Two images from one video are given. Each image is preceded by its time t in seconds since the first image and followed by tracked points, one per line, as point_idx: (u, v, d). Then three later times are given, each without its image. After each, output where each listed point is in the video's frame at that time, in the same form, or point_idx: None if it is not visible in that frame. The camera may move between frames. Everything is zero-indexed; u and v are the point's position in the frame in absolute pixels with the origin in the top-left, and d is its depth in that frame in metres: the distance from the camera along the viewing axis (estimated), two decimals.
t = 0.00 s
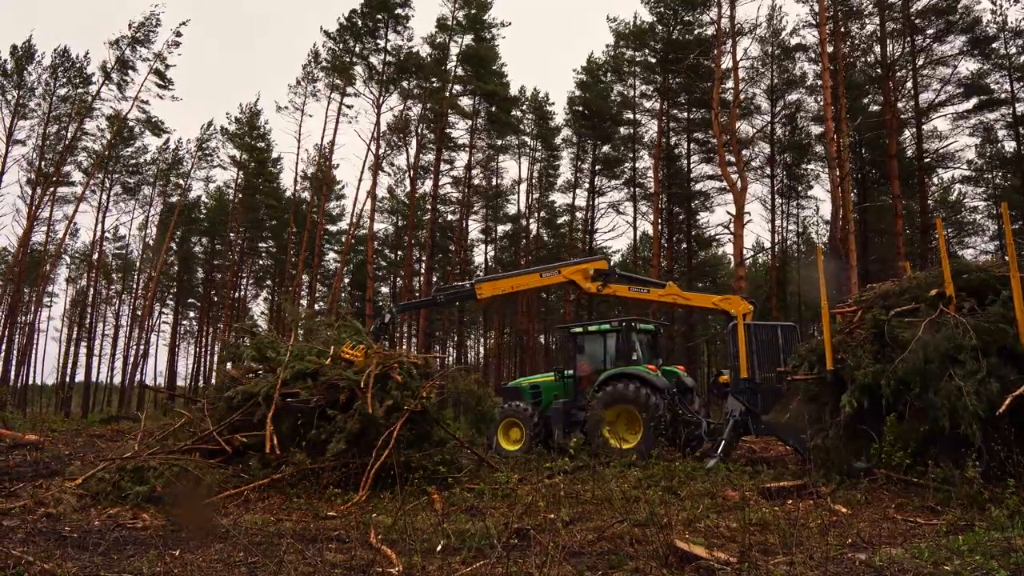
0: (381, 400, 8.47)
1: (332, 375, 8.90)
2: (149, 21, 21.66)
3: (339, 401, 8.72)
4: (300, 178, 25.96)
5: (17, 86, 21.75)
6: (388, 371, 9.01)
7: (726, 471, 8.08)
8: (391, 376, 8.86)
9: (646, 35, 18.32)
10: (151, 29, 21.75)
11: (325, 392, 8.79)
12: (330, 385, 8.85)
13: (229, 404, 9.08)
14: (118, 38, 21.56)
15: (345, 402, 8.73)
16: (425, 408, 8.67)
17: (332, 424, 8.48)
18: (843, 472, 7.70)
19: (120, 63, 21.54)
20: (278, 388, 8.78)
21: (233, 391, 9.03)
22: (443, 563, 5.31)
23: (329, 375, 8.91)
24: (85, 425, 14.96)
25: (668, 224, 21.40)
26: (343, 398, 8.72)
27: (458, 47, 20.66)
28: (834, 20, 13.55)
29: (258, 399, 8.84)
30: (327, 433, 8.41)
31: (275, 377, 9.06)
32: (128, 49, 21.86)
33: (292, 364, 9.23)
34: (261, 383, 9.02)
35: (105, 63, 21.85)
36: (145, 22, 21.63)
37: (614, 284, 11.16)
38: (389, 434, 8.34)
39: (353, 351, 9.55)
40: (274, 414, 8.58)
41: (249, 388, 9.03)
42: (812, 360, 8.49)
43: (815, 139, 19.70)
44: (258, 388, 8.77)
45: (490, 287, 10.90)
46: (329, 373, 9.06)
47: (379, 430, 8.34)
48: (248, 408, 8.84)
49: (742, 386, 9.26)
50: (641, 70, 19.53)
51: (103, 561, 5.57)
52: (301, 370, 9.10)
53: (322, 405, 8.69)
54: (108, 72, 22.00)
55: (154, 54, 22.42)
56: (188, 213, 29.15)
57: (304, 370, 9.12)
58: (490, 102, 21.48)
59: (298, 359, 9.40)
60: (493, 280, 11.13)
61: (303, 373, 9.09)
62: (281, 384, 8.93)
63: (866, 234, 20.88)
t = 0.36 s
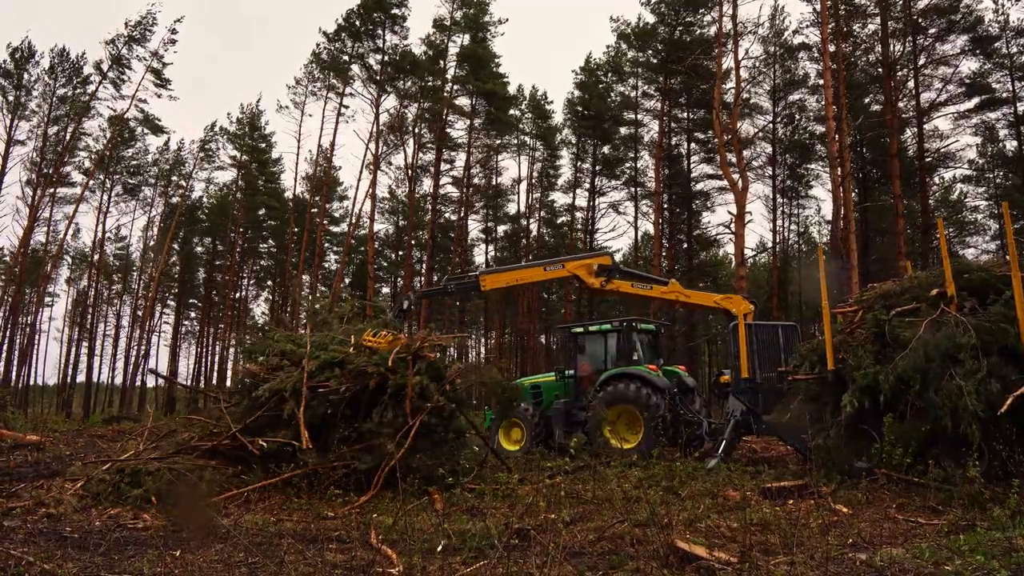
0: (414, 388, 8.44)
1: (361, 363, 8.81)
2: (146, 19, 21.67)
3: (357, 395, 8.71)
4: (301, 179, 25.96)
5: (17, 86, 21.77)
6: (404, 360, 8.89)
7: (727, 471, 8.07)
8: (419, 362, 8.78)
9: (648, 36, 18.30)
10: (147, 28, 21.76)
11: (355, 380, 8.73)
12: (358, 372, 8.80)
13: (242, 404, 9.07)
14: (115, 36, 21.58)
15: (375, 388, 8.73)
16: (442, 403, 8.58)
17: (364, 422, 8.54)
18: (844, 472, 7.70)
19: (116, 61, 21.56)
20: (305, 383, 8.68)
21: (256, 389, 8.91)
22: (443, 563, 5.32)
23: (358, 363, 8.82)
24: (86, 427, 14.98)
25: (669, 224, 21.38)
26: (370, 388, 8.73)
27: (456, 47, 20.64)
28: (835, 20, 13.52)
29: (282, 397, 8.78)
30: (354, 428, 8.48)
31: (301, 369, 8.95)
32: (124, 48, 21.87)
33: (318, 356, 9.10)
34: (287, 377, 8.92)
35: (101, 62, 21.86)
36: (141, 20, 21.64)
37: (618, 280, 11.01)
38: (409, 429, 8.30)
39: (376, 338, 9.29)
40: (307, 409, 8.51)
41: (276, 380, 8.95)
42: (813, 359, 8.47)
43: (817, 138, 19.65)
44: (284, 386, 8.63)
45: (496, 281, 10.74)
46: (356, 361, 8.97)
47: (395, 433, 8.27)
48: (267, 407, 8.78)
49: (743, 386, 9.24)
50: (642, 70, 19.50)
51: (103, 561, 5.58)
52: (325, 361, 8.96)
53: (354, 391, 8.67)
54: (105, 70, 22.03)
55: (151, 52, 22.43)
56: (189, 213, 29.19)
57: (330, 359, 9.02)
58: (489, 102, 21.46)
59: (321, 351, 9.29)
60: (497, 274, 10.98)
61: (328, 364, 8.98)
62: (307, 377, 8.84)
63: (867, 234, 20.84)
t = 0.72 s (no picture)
0: (458, 372, 8.04)
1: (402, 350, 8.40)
2: (141, 17, 21.70)
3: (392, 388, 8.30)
4: (301, 179, 25.97)
5: (17, 86, 21.79)
6: (445, 346, 8.44)
7: (727, 471, 8.06)
8: (463, 340, 8.35)
9: (648, 36, 18.24)
10: (143, 25, 21.79)
11: (396, 370, 8.35)
12: (400, 360, 8.39)
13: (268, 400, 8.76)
14: (110, 35, 21.59)
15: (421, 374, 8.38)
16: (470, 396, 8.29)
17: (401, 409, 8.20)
18: (843, 472, 7.69)
19: (112, 60, 21.58)
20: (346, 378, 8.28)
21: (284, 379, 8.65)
22: (441, 563, 5.33)
23: (396, 350, 8.41)
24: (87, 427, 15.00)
25: (669, 224, 21.37)
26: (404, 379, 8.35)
27: (453, 46, 20.63)
28: (836, 20, 13.50)
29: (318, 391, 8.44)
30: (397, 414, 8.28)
31: (338, 363, 8.52)
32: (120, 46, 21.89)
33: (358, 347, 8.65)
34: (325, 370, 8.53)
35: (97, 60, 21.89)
36: (136, 18, 21.67)
37: (621, 274, 10.91)
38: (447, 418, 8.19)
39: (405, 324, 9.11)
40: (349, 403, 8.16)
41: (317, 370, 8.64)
42: (812, 359, 8.46)
43: (817, 139, 19.62)
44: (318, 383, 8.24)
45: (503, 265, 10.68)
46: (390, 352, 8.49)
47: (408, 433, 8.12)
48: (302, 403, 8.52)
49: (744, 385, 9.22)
50: (642, 70, 19.47)
51: (103, 561, 5.59)
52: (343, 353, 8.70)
53: (397, 385, 8.34)
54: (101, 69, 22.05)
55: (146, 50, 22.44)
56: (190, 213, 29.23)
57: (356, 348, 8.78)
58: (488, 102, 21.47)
59: (354, 343, 8.85)
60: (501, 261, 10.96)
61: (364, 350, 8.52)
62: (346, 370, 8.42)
63: (867, 234, 20.81)
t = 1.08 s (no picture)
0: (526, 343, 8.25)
1: (455, 337, 8.38)
2: (134, 14, 21.69)
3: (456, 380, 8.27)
4: (300, 180, 25.98)
5: (17, 87, 21.78)
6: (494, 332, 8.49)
7: (725, 470, 8.06)
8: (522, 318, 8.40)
9: (646, 37, 18.28)
10: (136, 23, 21.77)
11: (456, 359, 8.33)
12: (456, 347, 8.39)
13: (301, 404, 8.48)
14: (104, 33, 21.56)
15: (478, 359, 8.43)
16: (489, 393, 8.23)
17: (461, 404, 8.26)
18: (841, 472, 7.68)
19: (106, 58, 21.57)
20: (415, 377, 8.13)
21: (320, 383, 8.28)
22: (438, 562, 5.33)
23: (451, 339, 8.37)
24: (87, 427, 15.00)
25: (669, 224, 21.35)
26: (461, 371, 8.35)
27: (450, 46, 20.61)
28: (837, 20, 13.48)
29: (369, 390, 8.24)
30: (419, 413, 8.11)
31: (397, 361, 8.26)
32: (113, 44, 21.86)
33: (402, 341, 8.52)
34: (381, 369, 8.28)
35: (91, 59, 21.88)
36: (129, 15, 21.64)
37: (625, 267, 10.56)
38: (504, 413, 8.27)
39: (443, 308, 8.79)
40: (420, 400, 8.08)
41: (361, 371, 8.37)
42: (811, 359, 8.45)
43: (816, 139, 19.60)
44: (388, 385, 7.96)
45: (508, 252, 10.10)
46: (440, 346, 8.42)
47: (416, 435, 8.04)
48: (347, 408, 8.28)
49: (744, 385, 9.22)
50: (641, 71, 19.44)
51: (100, 561, 5.59)
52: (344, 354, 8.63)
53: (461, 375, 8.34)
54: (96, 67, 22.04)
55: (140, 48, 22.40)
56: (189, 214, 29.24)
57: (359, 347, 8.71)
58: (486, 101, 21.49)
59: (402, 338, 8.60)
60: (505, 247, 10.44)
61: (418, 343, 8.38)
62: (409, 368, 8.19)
63: (867, 234, 20.80)
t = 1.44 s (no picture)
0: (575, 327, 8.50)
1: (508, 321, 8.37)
2: (126, 11, 21.65)
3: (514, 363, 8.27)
4: (298, 179, 25.95)
5: (15, 88, 21.77)
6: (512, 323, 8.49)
7: (723, 470, 8.06)
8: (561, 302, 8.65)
9: (641, 38, 18.37)
10: (128, 20, 21.74)
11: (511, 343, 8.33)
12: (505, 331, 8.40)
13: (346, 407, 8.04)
14: (96, 31, 21.52)
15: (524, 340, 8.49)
16: (501, 388, 8.13)
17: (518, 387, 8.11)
18: (838, 472, 7.68)
19: (99, 56, 21.54)
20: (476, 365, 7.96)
21: (378, 386, 7.80)
22: (434, 563, 5.33)
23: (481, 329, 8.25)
24: (84, 427, 14.99)
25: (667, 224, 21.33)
26: (519, 352, 8.48)
27: (448, 46, 20.58)
28: (835, 20, 13.47)
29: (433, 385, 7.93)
30: (426, 412, 8.04)
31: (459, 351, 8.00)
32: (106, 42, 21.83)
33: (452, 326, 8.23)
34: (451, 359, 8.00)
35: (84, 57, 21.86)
36: (121, 12, 21.60)
37: (630, 261, 10.60)
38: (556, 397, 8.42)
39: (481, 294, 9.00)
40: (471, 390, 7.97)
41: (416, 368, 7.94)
42: (808, 359, 8.46)
43: (813, 139, 19.57)
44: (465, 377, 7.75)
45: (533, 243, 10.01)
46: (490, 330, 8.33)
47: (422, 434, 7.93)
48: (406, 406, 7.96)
49: (741, 385, 9.20)
50: (637, 71, 19.40)
51: (97, 561, 5.59)
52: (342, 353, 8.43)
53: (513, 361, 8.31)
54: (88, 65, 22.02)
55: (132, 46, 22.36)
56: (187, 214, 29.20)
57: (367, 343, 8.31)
58: (483, 101, 21.49)
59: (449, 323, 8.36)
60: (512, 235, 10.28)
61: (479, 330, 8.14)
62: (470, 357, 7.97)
63: (865, 234, 20.79)
